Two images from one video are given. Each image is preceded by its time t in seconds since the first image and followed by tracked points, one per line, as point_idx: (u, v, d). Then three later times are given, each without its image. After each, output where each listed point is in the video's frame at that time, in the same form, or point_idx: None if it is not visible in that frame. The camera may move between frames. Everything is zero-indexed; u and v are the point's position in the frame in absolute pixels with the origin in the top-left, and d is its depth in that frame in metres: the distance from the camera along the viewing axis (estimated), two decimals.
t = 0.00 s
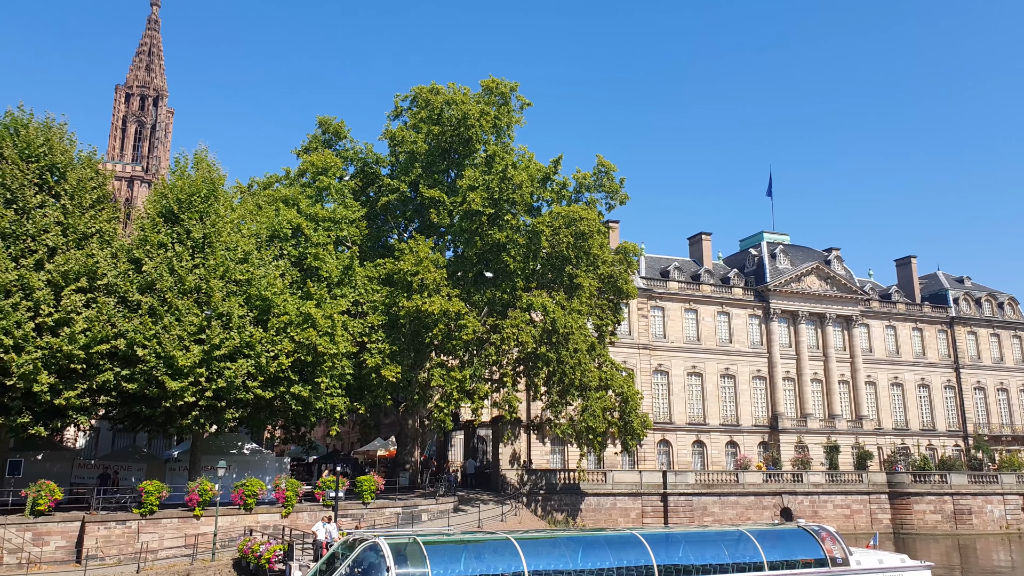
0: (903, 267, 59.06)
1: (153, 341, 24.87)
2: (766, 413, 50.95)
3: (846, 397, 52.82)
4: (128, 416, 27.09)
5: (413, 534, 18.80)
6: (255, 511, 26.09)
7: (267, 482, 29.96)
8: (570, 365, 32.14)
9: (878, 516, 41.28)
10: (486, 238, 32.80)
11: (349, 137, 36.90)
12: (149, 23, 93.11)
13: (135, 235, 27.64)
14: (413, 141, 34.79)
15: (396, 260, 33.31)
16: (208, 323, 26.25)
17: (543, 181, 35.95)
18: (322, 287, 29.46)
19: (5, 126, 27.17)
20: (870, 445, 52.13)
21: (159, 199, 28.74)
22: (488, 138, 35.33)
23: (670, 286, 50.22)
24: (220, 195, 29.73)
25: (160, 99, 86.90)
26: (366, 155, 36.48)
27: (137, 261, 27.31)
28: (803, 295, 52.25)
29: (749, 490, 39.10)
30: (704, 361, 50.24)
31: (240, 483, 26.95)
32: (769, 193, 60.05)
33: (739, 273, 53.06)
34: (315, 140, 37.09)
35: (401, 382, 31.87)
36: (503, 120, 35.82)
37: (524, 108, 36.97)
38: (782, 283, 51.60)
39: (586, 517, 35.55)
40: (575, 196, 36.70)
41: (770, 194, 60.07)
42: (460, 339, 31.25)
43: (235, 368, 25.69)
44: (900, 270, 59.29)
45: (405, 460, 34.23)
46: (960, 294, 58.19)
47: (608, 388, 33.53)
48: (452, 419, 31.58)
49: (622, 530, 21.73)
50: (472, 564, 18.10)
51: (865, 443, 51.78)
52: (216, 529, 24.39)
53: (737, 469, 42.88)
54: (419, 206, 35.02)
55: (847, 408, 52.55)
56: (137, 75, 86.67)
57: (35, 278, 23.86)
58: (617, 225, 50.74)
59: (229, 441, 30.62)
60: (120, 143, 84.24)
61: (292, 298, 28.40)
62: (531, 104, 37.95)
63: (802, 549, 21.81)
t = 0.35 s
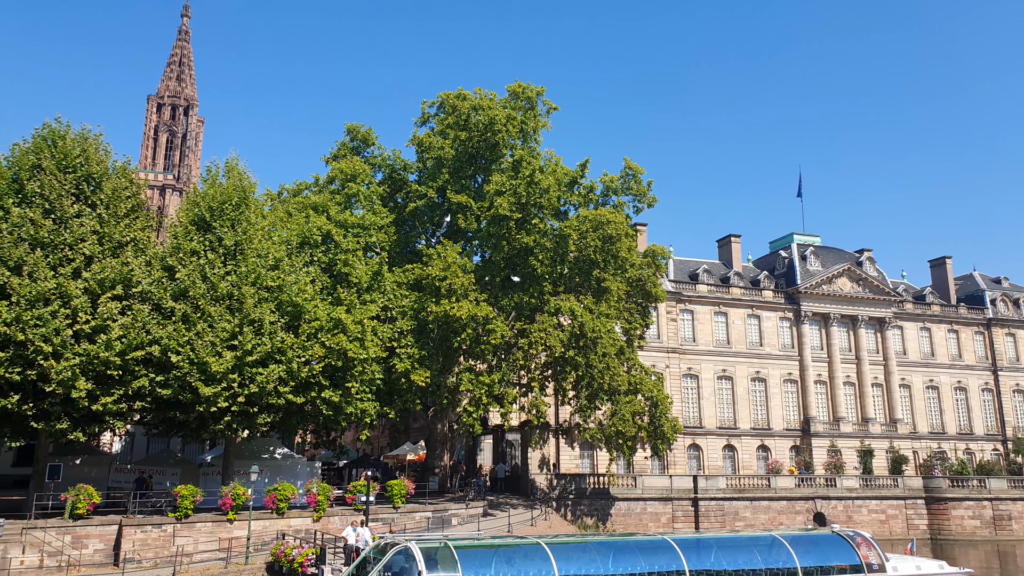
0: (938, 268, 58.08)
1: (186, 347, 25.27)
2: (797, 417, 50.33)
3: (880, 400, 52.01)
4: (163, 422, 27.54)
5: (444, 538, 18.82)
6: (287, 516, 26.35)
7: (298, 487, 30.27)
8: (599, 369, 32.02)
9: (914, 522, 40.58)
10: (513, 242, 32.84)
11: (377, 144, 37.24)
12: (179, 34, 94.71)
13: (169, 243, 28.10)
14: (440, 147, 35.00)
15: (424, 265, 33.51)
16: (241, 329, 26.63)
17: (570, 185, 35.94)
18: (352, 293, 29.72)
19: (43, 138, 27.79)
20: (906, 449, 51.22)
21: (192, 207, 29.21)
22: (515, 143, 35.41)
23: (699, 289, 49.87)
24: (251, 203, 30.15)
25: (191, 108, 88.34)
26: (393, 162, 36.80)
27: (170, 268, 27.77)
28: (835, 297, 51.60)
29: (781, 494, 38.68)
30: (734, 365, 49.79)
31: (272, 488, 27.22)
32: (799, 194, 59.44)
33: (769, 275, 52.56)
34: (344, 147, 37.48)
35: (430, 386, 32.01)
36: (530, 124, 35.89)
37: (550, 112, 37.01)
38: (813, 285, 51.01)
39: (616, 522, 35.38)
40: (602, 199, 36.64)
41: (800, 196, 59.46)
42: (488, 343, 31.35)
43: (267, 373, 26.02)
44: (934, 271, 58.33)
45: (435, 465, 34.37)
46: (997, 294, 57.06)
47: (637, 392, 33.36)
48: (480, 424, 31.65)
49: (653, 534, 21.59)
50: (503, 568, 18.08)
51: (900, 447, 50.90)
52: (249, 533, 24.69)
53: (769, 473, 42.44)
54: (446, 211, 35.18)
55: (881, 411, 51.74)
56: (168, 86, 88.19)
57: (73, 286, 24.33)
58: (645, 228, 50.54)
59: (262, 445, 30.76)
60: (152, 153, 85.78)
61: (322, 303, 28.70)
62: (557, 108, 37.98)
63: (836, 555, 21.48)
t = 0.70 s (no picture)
0: (976, 268, 56.93)
1: (220, 356, 25.63)
2: (832, 420, 49.58)
3: (918, 403, 51.04)
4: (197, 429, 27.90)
5: (475, 544, 18.72)
6: (320, 522, 26.54)
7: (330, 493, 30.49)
8: (629, 374, 31.81)
9: (956, 528, 39.70)
10: (541, 247, 32.77)
11: (404, 152, 37.49)
12: (209, 47, 96.23)
13: (202, 253, 28.55)
14: (467, 153, 35.14)
15: (453, 271, 33.60)
16: (273, 337, 26.94)
17: (597, 189, 35.84)
18: (382, 300, 29.90)
19: (80, 151, 28.39)
20: (946, 454, 50.04)
21: (224, 217, 29.65)
22: (541, 148, 35.40)
23: (729, 292, 49.41)
24: (282, 212, 30.50)
25: (221, 119, 89.66)
26: (421, 169, 37.02)
27: (203, 278, 28.20)
28: (869, 298, 50.80)
29: (817, 500, 38.11)
30: (767, 368, 49.21)
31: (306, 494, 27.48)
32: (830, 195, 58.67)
33: (801, 277, 51.90)
34: (372, 156, 37.80)
35: (459, 392, 32.06)
36: (556, 129, 35.87)
37: (576, 116, 36.95)
38: (847, 287, 50.25)
39: (649, 528, 35.08)
40: (629, 203, 36.48)
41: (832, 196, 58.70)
42: (517, 349, 31.36)
43: (299, 381, 26.25)
44: (972, 270, 57.18)
45: (465, 470, 34.43)
46: None
47: (668, 397, 33.07)
48: (510, 429, 31.59)
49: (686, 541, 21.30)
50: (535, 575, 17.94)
51: (939, 451, 49.85)
52: (283, 539, 24.89)
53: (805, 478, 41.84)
54: (474, 217, 35.28)
55: (919, 415, 50.76)
56: (199, 99, 89.63)
57: (110, 296, 24.76)
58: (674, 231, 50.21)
59: (294, 452, 31.30)
60: (184, 164, 87.23)
61: (353, 310, 28.90)
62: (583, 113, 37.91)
63: (876, 562, 21.03)
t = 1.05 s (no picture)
0: (1017, 269, 55.64)
1: (253, 365, 25.90)
2: (870, 428, 48.70)
3: (961, 410, 49.90)
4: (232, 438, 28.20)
5: (508, 553, 18.56)
6: (353, 530, 26.65)
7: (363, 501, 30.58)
8: (660, 381, 31.51)
9: (1002, 538, 38.72)
10: (569, 254, 32.63)
11: (432, 161, 37.68)
12: (240, 62, 97.89)
13: (235, 263, 28.92)
14: (494, 161, 35.20)
15: (481, 279, 33.64)
16: (305, 346, 27.15)
17: (626, 195, 35.68)
18: (411, 308, 30.00)
19: (118, 167, 28.96)
20: (991, 461, 48.85)
21: (256, 229, 30.05)
22: (568, 154, 35.33)
23: (762, 297, 48.86)
24: (313, 223, 30.83)
25: (253, 133, 90.91)
26: (448, 178, 37.17)
27: (237, 289, 28.58)
28: (906, 302, 49.89)
29: (855, 509, 37.38)
30: (801, 375, 48.52)
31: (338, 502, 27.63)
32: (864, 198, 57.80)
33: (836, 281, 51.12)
34: (400, 166, 38.05)
35: (489, 400, 32.03)
36: (583, 136, 35.78)
37: (603, 122, 36.85)
38: (883, 291, 49.38)
39: (682, 537, 34.66)
40: (659, 208, 36.25)
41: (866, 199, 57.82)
42: (546, 356, 31.28)
43: (331, 390, 26.41)
44: (1013, 272, 55.89)
45: (496, 479, 34.38)
46: None
47: (701, 404, 32.68)
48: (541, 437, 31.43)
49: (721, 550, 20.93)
50: None
51: (983, 459, 48.64)
52: (316, 547, 25.01)
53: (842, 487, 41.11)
54: (502, 225, 35.32)
55: (961, 422, 49.64)
56: (230, 113, 90.98)
57: (147, 308, 25.13)
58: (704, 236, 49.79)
59: (326, 461, 31.34)
60: (217, 178, 88.61)
61: (383, 319, 29.03)
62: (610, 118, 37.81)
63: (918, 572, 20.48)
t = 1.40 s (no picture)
0: None
1: (290, 374, 26.13)
2: (915, 433, 47.63)
3: (1012, 415, 48.62)
4: (270, 447, 28.44)
5: (545, 561, 18.32)
6: (390, 537, 26.70)
7: (399, 509, 30.61)
8: (697, 388, 31.12)
9: None
10: (602, 260, 32.38)
11: (463, 170, 37.78)
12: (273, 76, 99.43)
13: (271, 274, 29.27)
14: (524, 168, 35.17)
15: (513, 286, 33.58)
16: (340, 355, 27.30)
17: (658, 199, 35.38)
18: (444, 316, 30.03)
19: (157, 181, 29.51)
20: None
21: (292, 239, 30.41)
22: (599, 160, 35.13)
23: (799, 301, 48.07)
24: (346, 233, 31.06)
25: (286, 145, 92.12)
26: (479, 186, 37.21)
27: (273, 299, 28.90)
28: (951, 304, 48.74)
29: (902, 517, 36.49)
30: (842, 379, 47.61)
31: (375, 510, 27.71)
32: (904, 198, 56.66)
33: (876, 284, 50.11)
34: (430, 175, 38.20)
35: (523, 407, 31.94)
36: (613, 141, 35.56)
37: (634, 127, 36.63)
38: (925, 293, 48.30)
39: (721, 546, 34.12)
40: (692, 212, 35.90)
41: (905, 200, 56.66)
42: (580, 363, 31.11)
43: (366, 398, 26.49)
44: None
45: (531, 486, 34.24)
46: None
47: (739, 410, 32.18)
48: (576, 445, 31.17)
49: (763, 558, 20.45)
50: None
51: None
52: (353, 555, 25.06)
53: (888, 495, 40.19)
54: (533, 232, 35.29)
55: (1012, 427, 48.35)
56: (265, 126, 92.30)
57: (186, 319, 25.49)
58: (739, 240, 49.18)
59: (362, 468, 31.55)
60: (252, 191, 90.00)
61: (416, 327, 29.08)
62: (641, 122, 37.53)
63: None
